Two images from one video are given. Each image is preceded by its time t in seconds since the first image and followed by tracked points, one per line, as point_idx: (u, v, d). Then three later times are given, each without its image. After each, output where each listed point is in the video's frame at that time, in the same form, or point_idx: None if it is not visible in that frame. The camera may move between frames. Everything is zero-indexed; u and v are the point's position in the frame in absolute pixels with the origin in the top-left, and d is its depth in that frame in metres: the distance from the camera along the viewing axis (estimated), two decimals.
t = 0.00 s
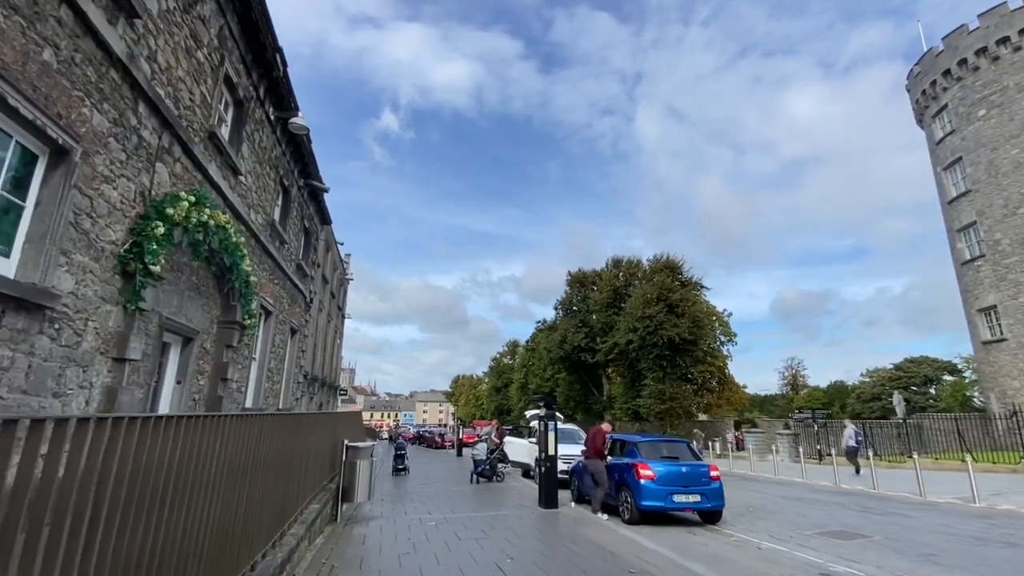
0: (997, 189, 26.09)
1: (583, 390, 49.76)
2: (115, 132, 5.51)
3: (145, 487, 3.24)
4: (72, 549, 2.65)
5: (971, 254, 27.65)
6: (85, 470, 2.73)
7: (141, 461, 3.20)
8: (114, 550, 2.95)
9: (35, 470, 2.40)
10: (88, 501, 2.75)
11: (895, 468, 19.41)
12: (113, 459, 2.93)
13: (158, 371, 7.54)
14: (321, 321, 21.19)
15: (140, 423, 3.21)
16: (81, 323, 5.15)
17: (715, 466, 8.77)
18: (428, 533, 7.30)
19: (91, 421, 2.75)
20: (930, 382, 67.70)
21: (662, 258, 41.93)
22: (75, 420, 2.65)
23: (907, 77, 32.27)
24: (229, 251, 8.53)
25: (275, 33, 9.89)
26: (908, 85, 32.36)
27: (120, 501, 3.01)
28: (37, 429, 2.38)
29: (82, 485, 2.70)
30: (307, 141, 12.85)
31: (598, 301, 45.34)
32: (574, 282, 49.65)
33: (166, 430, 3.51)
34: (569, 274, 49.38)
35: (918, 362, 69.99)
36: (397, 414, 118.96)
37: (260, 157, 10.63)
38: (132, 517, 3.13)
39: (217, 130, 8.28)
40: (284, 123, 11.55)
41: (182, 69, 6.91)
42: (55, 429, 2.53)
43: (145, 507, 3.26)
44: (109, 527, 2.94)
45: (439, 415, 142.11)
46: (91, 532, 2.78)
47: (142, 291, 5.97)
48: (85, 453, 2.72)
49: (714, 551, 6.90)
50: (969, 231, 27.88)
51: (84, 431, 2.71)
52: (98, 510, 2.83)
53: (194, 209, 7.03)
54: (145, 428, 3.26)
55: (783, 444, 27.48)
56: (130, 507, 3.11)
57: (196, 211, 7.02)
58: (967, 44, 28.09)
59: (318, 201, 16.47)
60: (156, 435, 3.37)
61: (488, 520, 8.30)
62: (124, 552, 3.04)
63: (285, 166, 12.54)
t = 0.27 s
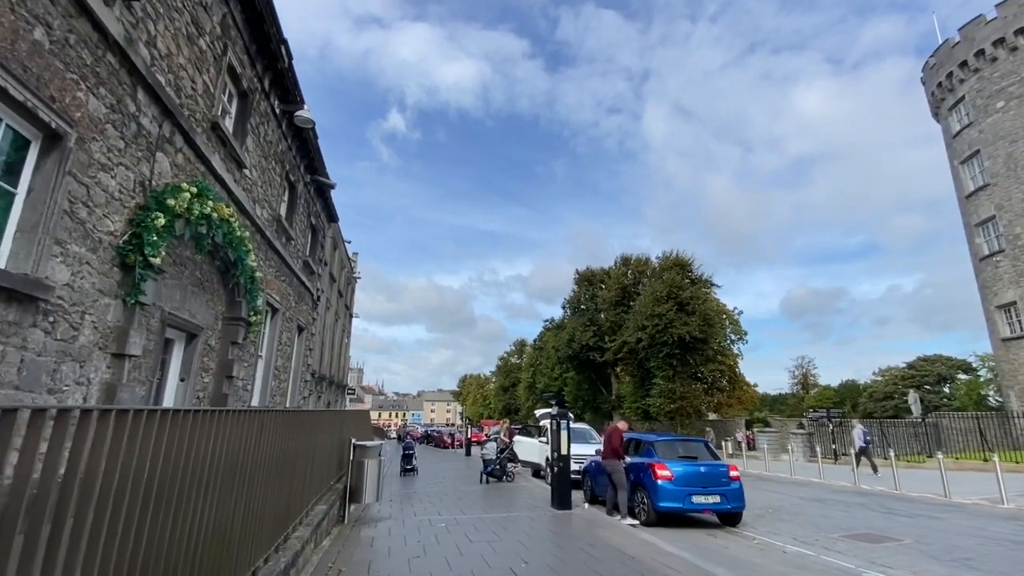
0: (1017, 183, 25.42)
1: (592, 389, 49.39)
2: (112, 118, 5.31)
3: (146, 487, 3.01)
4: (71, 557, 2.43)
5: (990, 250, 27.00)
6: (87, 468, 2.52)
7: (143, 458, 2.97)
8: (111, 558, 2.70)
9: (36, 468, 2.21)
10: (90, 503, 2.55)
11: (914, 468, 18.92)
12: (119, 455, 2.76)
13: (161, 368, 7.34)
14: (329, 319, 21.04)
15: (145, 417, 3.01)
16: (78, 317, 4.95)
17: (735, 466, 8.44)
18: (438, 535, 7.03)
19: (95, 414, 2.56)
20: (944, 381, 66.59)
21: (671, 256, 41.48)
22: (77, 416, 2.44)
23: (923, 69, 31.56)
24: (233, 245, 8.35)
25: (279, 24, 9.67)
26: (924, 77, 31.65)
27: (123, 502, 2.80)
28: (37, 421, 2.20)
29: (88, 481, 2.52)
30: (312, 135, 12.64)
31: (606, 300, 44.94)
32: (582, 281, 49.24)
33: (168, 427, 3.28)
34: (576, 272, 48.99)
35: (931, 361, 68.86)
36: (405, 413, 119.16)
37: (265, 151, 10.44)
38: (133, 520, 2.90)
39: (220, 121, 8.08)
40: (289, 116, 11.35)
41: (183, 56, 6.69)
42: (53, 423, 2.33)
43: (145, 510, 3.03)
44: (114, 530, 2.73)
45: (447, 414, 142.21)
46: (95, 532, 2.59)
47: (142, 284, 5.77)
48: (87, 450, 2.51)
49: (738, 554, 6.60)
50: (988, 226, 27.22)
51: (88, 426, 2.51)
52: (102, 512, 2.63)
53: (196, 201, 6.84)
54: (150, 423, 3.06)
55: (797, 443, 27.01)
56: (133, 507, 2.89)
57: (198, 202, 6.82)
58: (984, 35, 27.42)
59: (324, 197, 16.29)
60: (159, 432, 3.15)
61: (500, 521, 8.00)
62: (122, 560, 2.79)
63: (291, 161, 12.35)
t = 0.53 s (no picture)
0: None
1: (600, 388, 48.98)
2: (107, 106, 5.09)
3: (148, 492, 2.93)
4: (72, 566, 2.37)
5: (1009, 245, 26.35)
6: (85, 474, 2.45)
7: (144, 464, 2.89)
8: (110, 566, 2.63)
9: (32, 474, 2.15)
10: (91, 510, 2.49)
11: (934, 469, 18.43)
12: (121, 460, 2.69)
13: (162, 367, 7.15)
14: (336, 318, 20.86)
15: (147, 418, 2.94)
16: (72, 314, 4.73)
17: (756, 469, 8.11)
18: (448, 540, 6.76)
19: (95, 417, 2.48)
20: (958, 380, 65.45)
21: (680, 253, 41.03)
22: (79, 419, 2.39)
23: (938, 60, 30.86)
24: (237, 241, 8.11)
25: (283, 14, 9.43)
26: (939, 69, 30.96)
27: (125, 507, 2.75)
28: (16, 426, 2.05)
29: (87, 490, 2.45)
30: (318, 130, 12.41)
31: (614, 298, 44.55)
32: (589, 279, 48.85)
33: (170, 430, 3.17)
34: (584, 270, 48.61)
35: (945, 359, 67.78)
36: (412, 412, 119.20)
37: (269, 145, 10.21)
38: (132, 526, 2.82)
39: (222, 113, 7.85)
40: (293, 110, 11.12)
41: (182, 44, 6.46)
42: (54, 427, 2.28)
43: (135, 522, 2.83)
44: (115, 537, 2.68)
45: (454, 413, 142.20)
46: (96, 540, 2.53)
47: (139, 280, 5.55)
48: (89, 453, 2.46)
49: (762, 562, 6.28)
50: (1007, 221, 26.56)
51: (88, 430, 2.44)
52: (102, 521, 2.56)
53: (197, 194, 6.61)
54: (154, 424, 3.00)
55: (810, 443, 26.51)
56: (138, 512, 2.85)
57: (199, 196, 6.59)
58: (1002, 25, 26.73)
59: (330, 194, 16.07)
60: (161, 435, 3.06)
61: (511, 525, 7.73)
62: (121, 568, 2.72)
63: (296, 157, 12.13)
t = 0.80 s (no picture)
0: None
1: (607, 385, 48.60)
2: (99, 85, 4.84)
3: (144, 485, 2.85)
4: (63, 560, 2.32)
5: None
6: (82, 464, 2.44)
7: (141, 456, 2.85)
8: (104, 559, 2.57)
9: None
10: (86, 503, 2.45)
11: (952, 467, 17.99)
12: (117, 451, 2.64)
13: (161, 362, 6.93)
14: (341, 315, 20.67)
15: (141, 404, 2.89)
16: (62, 303, 4.50)
17: (776, 466, 7.79)
18: (458, 540, 6.49)
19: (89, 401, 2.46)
20: (970, 377, 64.31)
21: (689, 249, 40.58)
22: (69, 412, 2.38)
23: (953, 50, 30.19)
24: (239, 231, 7.87)
25: None
26: (955, 59, 30.28)
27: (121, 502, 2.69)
28: None
29: (78, 485, 2.41)
30: (322, 121, 12.17)
31: (622, 294, 44.16)
32: (596, 275, 48.45)
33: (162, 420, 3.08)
34: (591, 267, 48.21)
35: (957, 356, 66.75)
36: (419, 410, 119.24)
37: (272, 135, 9.99)
38: (126, 521, 2.74)
39: (222, 99, 7.62)
40: (296, 100, 10.89)
41: (179, 24, 6.22)
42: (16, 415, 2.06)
43: (111, 520, 2.59)
44: (113, 528, 2.64)
45: (460, 410, 142.20)
46: (91, 534, 2.48)
47: (134, 267, 5.32)
48: (83, 442, 2.43)
49: (787, 563, 5.98)
50: None
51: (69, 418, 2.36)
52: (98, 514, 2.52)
53: (196, 181, 6.37)
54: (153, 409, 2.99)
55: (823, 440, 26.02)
56: (135, 506, 2.81)
57: (198, 182, 6.35)
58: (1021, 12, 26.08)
59: (335, 188, 15.84)
60: (157, 426, 3.00)
61: (522, 524, 7.46)
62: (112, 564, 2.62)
63: (299, 148, 11.90)
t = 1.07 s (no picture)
0: None
1: (614, 382, 48.25)
2: (87, 65, 4.61)
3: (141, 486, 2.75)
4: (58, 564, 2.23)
5: None
6: (74, 464, 2.34)
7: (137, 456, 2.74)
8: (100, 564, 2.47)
9: None
10: (79, 505, 2.35)
11: (972, 466, 17.52)
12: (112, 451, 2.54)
13: (160, 358, 6.71)
14: (347, 311, 20.47)
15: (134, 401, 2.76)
16: (47, 296, 4.25)
17: (798, 466, 7.47)
18: (466, 543, 6.22)
19: (79, 400, 2.34)
20: (983, 374, 63.28)
21: (697, 244, 40.10)
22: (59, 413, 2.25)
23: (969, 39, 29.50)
24: (239, 223, 7.60)
25: None
26: (971, 49, 29.59)
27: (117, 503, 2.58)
28: None
29: (71, 486, 2.31)
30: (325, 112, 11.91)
31: (629, 291, 43.76)
32: (603, 272, 48.02)
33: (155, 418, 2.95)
34: (598, 263, 47.81)
35: (970, 352, 65.75)
36: (425, 408, 119.29)
37: (273, 126, 9.73)
38: (122, 523, 2.64)
39: (221, 86, 7.36)
40: (298, 91, 10.63)
41: (174, 6, 5.97)
42: None
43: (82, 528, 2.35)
44: (108, 532, 2.54)
45: (466, 407, 142.26)
46: (75, 541, 2.33)
47: (127, 258, 5.07)
48: (66, 442, 2.28)
49: (814, 569, 5.68)
50: None
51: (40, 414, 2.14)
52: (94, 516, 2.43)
53: (194, 170, 6.11)
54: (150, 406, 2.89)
55: (836, 438, 25.57)
56: (134, 507, 2.72)
57: (195, 171, 6.08)
58: None
59: (339, 182, 15.60)
60: (153, 425, 2.89)
61: (533, 526, 7.19)
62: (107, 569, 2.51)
63: (302, 140, 11.66)
